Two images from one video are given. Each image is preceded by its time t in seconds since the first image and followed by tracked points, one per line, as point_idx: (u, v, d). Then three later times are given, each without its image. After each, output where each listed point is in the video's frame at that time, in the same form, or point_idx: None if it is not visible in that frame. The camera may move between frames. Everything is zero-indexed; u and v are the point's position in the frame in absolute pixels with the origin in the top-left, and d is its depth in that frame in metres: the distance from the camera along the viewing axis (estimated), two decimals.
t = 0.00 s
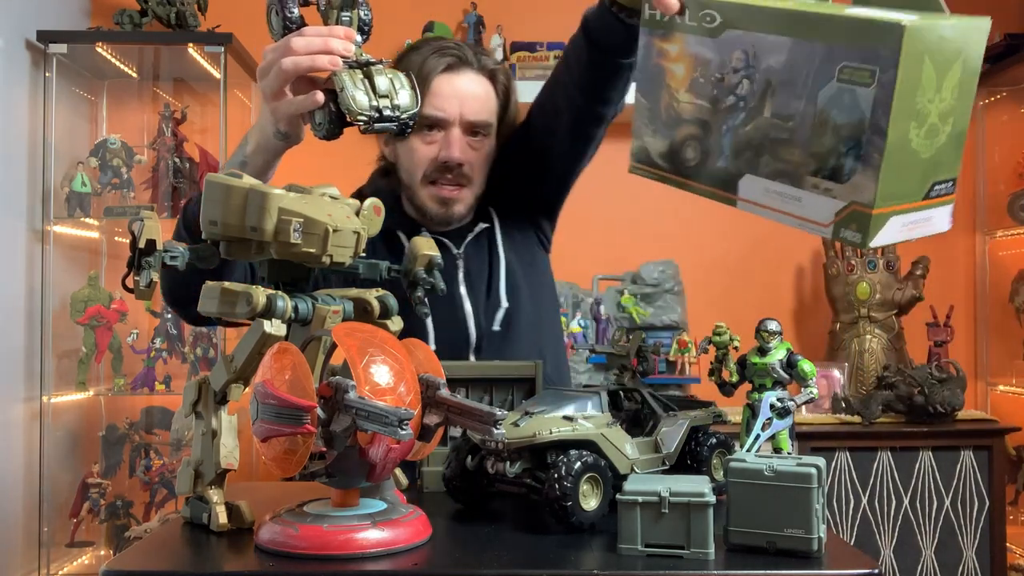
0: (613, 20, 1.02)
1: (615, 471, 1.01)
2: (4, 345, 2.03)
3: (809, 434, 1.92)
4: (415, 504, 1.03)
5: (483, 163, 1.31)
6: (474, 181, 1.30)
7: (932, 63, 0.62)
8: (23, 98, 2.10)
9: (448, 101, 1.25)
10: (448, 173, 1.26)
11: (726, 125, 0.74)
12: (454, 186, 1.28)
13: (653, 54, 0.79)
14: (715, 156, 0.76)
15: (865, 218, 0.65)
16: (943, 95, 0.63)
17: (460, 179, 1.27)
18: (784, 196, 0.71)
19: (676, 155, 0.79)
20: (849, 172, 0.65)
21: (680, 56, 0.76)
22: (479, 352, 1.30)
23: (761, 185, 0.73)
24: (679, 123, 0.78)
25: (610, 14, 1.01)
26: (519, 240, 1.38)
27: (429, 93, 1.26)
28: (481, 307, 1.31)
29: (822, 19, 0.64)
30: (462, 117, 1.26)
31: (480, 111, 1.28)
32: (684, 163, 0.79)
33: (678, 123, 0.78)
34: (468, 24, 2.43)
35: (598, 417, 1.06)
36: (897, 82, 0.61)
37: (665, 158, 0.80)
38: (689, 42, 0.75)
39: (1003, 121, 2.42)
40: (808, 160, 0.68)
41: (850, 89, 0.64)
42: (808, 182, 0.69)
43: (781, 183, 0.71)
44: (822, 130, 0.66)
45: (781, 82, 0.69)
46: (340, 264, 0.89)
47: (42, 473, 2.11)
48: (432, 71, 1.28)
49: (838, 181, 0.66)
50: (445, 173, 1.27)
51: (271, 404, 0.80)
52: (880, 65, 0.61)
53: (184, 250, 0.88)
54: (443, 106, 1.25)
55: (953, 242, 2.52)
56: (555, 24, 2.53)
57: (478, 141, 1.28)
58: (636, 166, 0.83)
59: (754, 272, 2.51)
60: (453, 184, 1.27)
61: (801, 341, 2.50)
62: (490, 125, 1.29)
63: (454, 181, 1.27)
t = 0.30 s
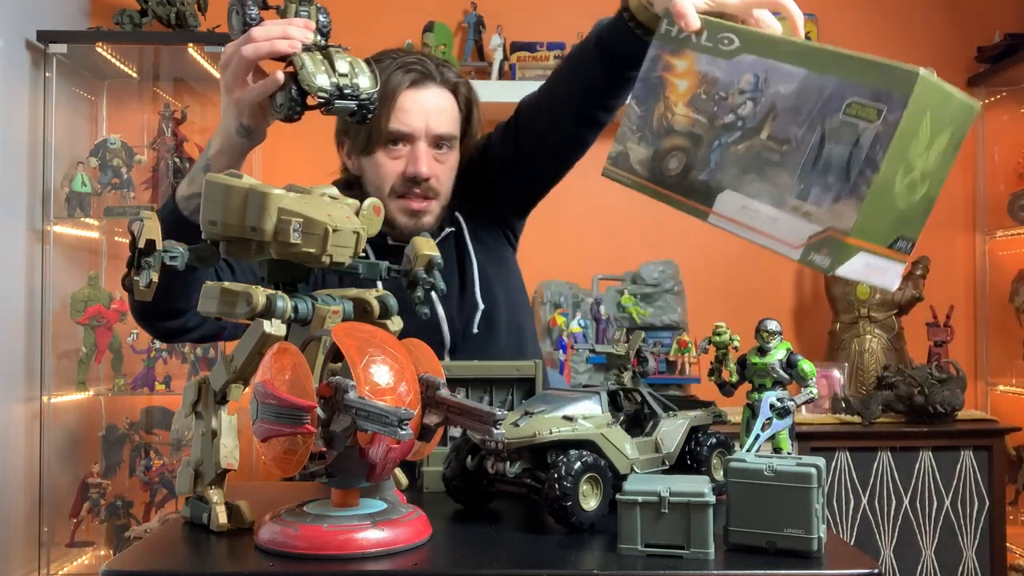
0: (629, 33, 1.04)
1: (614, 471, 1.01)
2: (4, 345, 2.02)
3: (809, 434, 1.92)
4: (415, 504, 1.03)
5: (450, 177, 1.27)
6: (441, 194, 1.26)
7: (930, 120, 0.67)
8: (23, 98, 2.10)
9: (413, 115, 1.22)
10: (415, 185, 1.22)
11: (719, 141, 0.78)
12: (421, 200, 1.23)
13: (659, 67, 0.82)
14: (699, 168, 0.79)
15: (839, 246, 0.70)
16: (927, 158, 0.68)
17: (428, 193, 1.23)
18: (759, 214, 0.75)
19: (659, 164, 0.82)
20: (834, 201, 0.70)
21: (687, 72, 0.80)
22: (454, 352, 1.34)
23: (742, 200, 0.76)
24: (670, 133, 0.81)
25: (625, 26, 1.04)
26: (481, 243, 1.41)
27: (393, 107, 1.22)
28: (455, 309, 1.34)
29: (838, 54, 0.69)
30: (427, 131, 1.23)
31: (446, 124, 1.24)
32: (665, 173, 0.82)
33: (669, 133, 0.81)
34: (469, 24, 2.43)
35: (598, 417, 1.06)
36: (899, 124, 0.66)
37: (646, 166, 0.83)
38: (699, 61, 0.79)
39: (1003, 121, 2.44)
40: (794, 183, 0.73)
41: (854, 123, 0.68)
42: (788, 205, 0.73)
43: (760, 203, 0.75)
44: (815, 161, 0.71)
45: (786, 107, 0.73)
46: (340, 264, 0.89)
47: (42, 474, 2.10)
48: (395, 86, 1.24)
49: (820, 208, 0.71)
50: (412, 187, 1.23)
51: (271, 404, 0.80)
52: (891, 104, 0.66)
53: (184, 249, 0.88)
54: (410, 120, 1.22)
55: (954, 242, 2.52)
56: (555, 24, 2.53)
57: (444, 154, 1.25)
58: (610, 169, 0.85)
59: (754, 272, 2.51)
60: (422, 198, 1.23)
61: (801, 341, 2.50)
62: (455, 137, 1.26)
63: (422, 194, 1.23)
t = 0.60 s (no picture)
0: (656, 40, 1.10)
1: (614, 471, 1.01)
2: (4, 346, 2.02)
3: (809, 433, 1.92)
4: (415, 504, 1.03)
5: (433, 177, 1.26)
6: (426, 195, 1.25)
7: (916, 202, 0.78)
8: (23, 98, 2.10)
9: (395, 117, 1.21)
10: (399, 185, 1.22)
11: (722, 175, 0.90)
12: (406, 202, 1.23)
13: (680, 88, 0.92)
14: (700, 195, 0.92)
15: (810, 301, 0.86)
16: (907, 232, 0.80)
17: (412, 194, 1.23)
18: (749, 258, 0.90)
19: (662, 183, 0.94)
20: (813, 258, 0.85)
21: (705, 101, 0.90)
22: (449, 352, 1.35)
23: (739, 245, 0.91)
24: (679, 157, 0.93)
25: (654, 34, 1.10)
26: (474, 243, 1.41)
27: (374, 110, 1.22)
28: (449, 310, 1.35)
29: (844, 120, 0.80)
30: (409, 133, 1.22)
31: (427, 124, 1.24)
32: (668, 192, 0.94)
33: (677, 156, 0.93)
34: (468, 24, 2.43)
35: (598, 417, 1.06)
36: (888, 202, 0.79)
37: (651, 180, 0.95)
38: (718, 93, 0.89)
39: (1003, 121, 2.44)
40: (784, 234, 0.87)
41: (848, 191, 0.81)
42: (774, 255, 0.88)
43: (751, 249, 0.90)
44: (806, 218, 0.85)
45: (789, 159, 0.85)
46: (341, 264, 0.89)
47: (42, 475, 2.09)
48: (375, 88, 1.23)
49: (801, 265, 0.86)
50: (395, 189, 1.22)
51: (271, 404, 0.80)
52: (881, 179, 0.79)
53: (184, 249, 0.88)
54: (390, 121, 1.21)
55: (954, 242, 2.53)
56: (555, 24, 2.53)
57: (427, 154, 1.24)
58: (617, 175, 0.97)
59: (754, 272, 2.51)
60: (405, 199, 1.23)
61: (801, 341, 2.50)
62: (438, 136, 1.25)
63: (405, 195, 1.22)
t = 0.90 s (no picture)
0: (663, 27, 1.10)
1: (614, 471, 1.01)
2: (4, 346, 2.02)
3: (809, 433, 1.92)
4: (415, 504, 1.03)
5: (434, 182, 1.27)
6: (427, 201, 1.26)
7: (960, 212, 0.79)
8: (23, 98, 2.10)
9: (399, 121, 1.22)
10: (400, 190, 1.22)
11: (767, 181, 0.87)
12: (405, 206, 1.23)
13: (707, 89, 0.90)
14: (741, 199, 0.87)
15: (874, 305, 0.82)
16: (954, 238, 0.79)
17: (413, 199, 1.23)
18: (803, 263, 0.84)
19: (698, 186, 0.89)
20: (871, 264, 0.81)
21: (738, 103, 0.88)
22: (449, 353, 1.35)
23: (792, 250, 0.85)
24: (714, 158, 0.89)
25: (662, 23, 1.10)
26: (471, 243, 1.41)
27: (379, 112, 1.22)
28: (449, 308, 1.34)
29: (896, 134, 0.81)
30: (413, 137, 1.23)
31: (432, 130, 1.25)
32: (702, 195, 0.89)
33: (711, 158, 0.89)
34: (468, 24, 2.43)
35: (598, 417, 1.06)
36: (947, 214, 0.79)
37: (682, 181, 0.90)
38: (754, 96, 0.87)
39: (1003, 121, 2.45)
40: (838, 239, 0.83)
41: (905, 202, 0.80)
42: (831, 260, 0.83)
43: (803, 250, 0.85)
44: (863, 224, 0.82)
45: (841, 168, 0.83)
46: (341, 264, 0.89)
47: (42, 475, 2.09)
48: (380, 91, 1.24)
49: (862, 269, 0.82)
50: (397, 193, 1.22)
51: (271, 404, 0.80)
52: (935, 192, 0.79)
53: (184, 249, 0.88)
54: (395, 126, 1.22)
55: (954, 243, 2.52)
56: (556, 24, 2.53)
57: (429, 160, 1.25)
58: (639, 172, 0.91)
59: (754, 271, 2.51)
60: (405, 204, 1.22)
61: (801, 342, 2.50)
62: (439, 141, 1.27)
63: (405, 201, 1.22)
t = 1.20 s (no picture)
0: (675, 35, 1.11)
1: (614, 471, 1.01)
2: (3, 345, 2.02)
3: (809, 433, 1.92)
4: (415, 504, 1.03)
5: (422, 185, 1.27)
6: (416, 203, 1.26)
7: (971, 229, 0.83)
8: (23, 98, 2.10)
9: (386, 125, 1.22)
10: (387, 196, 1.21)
11: (788, 194, 0.89)
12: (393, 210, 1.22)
13: (725, 101, 0.91)
14: (763, 212, 0.89)
15: (893, 316, 0.84)
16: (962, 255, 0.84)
17: (402, 203, 1.22)
18: (824, 275, 0.86)
19: (717, 198, 0.90)
20: (890, 277, 0.84)
21: (758, 117, 0.90)
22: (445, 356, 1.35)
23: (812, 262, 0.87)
24: (734, 172, 0.90)
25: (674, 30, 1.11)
26: (463, 244, 1.41)
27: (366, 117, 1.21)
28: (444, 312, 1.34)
29: (915, 151, 0.84)
30: (400, 142, 1.22)
31: (419, 133, 1.24)
32: (723, 207, 0.90)
33: (731, 171, 0.90)
34: (468, 24, 2.43)
35: (598, 417, 1.06)
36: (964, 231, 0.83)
37: (701, 193, 0.91)
38: (774, 111, 0.89)
39: (1003, 121, 2.45)
40: (859, 252, 0.86)
41: (924, 219, 0.84)
42: (851, 272, 0.86)
43: (823, 263, 0.86)
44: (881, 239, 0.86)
45: (861, 184, 0.86)
46: (340, 263, 0.89)
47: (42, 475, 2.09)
48: (368, 95, 1.24)
49: (882, 282, 0.85)
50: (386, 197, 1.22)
51: (271, 404, 0.80)
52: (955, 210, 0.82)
53: (184, 249, 0.88)
54: (384, 130, 1.21)
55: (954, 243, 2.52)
56: (556, 24, 2.53)
57: (417, 163, 1.25)
58: (657, 183, 0.91)
59: (755, 271, 2.51)
60: (394, 210, 1.22)
61: (801, 342, 2.50)
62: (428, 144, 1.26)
63: (393, 206, 1.22)
